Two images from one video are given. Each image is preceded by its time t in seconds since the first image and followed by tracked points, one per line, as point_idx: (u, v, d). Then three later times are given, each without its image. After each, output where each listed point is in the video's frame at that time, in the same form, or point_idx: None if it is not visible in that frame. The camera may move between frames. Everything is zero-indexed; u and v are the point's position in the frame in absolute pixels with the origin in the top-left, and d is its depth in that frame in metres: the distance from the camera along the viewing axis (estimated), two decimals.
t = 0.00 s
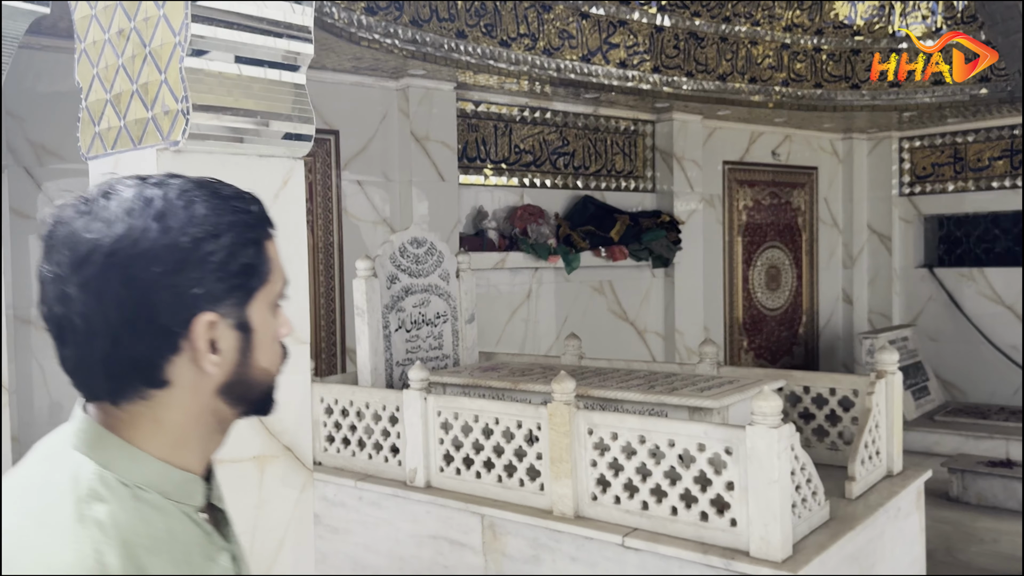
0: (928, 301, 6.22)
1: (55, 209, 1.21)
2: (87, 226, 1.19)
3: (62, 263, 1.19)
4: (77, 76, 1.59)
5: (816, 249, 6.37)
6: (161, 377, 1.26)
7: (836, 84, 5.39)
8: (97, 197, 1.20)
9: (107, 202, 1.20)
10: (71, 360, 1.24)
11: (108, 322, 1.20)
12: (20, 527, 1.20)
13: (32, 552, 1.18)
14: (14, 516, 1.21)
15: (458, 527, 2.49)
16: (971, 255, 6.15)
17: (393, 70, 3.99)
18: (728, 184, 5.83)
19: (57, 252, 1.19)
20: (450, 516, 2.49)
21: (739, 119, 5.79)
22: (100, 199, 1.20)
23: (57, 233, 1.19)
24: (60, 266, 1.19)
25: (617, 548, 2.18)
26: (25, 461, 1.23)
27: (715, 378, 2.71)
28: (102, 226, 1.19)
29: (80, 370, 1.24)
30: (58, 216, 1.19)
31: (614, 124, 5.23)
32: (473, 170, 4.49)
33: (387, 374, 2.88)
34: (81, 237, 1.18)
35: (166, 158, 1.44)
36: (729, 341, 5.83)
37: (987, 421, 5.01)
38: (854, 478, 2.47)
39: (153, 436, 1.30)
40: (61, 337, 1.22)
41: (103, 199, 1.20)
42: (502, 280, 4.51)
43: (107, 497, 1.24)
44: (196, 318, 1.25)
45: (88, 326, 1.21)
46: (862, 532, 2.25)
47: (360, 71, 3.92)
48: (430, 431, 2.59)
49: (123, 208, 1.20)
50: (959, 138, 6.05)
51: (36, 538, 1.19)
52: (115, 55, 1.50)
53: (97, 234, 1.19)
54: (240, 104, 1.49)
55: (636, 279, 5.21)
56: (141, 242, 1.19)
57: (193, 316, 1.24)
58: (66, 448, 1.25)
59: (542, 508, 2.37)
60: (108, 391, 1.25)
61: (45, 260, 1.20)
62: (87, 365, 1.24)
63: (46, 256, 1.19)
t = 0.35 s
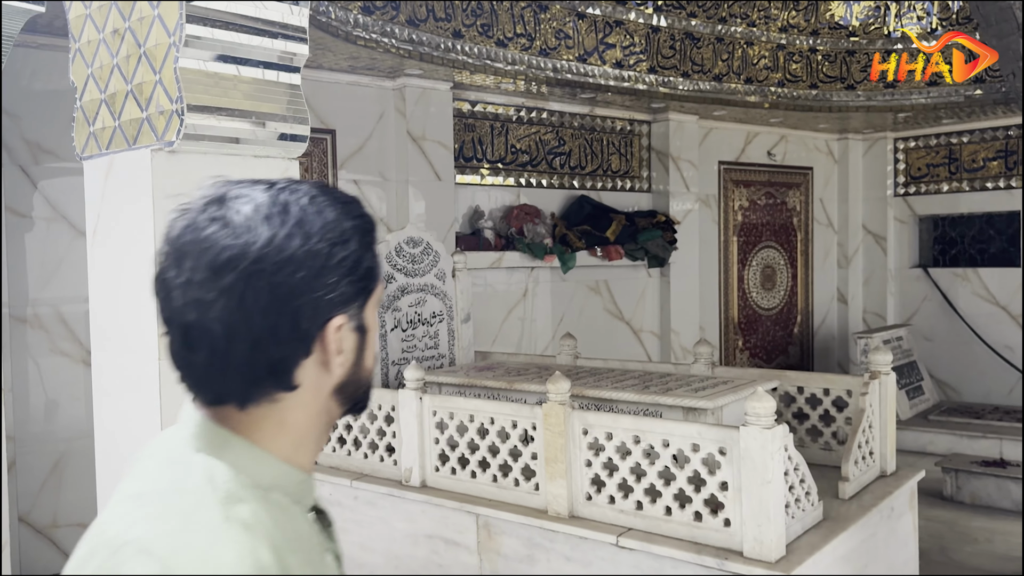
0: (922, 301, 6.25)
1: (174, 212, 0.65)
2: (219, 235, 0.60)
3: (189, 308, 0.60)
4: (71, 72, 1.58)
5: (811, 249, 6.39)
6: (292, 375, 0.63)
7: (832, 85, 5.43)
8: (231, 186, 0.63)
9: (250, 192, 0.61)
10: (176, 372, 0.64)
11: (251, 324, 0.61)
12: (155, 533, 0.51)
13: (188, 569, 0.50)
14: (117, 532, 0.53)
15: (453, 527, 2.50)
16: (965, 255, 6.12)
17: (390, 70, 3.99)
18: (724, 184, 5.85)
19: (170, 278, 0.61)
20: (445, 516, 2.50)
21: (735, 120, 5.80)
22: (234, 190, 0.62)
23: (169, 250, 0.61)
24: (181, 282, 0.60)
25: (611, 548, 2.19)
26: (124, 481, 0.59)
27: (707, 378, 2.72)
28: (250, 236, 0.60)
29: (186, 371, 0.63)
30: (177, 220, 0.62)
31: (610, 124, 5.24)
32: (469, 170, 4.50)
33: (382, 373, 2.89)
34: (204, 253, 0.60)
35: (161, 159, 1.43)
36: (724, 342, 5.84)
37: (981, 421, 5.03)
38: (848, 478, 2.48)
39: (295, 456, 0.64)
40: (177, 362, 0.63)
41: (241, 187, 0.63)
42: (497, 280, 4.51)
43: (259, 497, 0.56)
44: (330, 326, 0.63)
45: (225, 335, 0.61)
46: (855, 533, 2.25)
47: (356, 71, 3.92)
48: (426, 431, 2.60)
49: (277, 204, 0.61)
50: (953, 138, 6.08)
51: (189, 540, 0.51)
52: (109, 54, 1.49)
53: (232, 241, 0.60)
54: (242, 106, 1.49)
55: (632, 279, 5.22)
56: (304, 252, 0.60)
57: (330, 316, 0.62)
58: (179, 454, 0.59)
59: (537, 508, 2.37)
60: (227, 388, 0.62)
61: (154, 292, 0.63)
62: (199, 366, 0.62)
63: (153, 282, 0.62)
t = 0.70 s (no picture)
0: (913, 307, 6.27)
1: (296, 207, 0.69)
2: (353, 229, 0.64)
3: (325, 291, 0.64)
4: (66, 77, 1.60)
5: (803, 255, 6.41)
6: (404, 356, 0.66)
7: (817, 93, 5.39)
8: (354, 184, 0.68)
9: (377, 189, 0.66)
10: (292, 352, 0.68)
11: (380, 308, 0.64)
12: (320, 494, 0.56)
13: (361, 521, 0.55)
14: (282, 493, 0.57)
15: (446, 534, 2.50)
16: (956, 262, 6.18)
17: (383, 75, 3.99)
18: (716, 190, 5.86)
19: (308, 264, 0.65)
20: (438, 522, 2.50)
21: (726, 126, 5.82)
22: (360, 188, 0.67)
23: (305, 240, 0.65)
24: (319, 267, 0.64)
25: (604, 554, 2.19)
26: (256, 448, 0.63)
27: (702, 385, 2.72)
28: (379, 227, 0.64)
29: (304, 347, 0.67)
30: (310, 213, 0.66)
31: (603, 130, 5.25)
32: (462, 175, 4.50)
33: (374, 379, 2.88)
34: (341, 246, 0.64)
35: (156, 164, 1.42)
36: (716, 347, 5.85)
37: (971, 427, 5.05)
38: (841, 485, 2.48)
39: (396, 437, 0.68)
40: (296, 343, 0.67)
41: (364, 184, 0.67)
42: (490, 285, 4.51)
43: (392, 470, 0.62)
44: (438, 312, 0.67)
45: (357, 316, 0.64)
46: (847, 539, 2.26)
47: (349, 75, 3.92)
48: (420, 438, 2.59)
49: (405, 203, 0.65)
50: (944, 146, 6.12)
51: (353, 499, 0.56)
52: (104, 59, 1.51)
53: (366, 233, 0.64)
54: (236, 111, 1.48)
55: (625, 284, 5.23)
56: (428, 243, 0.65)
57: (441, 302, 0.66)
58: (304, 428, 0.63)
59: (531, 515, 2.37)
60: (348, 364, 0.66)
61: (284, 279, 0.66)
62: (319, 344, 0.66)
63: (283, 272, 0.67)
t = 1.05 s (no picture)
0: (901, 315, 6.31)
1: (414, 230, 0.58)
2: (513, 266, 0.54)
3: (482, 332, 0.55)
4: (60, 84, 1.61)
5: (792, 263, 6.44)
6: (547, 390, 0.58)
7: (813, 101, 5.47)
8: (488, 209, 0.58)
9: (523, 218, 0.57)
10: (423, 387, 0.57)
11: (539, 339, 0.56)
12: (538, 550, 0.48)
13: None
14: (489, 551, 0.48)
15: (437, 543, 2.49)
16: (944, 271, 6.20)
17: (376, 81, 3.99)
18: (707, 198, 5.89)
19: (461, 301, 0.54)
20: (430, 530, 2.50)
21: (717, 135, 5.85)
22: (500, 214, 0.58)
23: (450, 274, 0.55)
24: (480, 294, 0.54)
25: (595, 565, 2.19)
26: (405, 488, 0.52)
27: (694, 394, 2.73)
28: (542, 263, 0.55)
29: (440, 382, 0.56)
30: (448, 244, 0.55)
31: (595, 137, 5.26)
32: (455, 181, 4.50)
33: (365, 386, 2.87)
34: (500, 285, 0.54)
35: (150, 173, 1.41)
36: (706, 354, 5.87)
37: (959, 435, 5.08)
38: (830, 496, 2.50)
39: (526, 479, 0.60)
40: (431, 380, 0.56)
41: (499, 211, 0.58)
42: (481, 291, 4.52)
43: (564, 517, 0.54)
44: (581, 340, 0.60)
45: (516, 349, 0.55)
46: (837, 550, 2.27)
47: (342, 81, 3.92)
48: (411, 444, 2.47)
49: (557, 236, 0.57)
50: (932, 155, 6.17)
51: (564, 553, 0.48)
52: (99, 67, 1.52)
53: (523, 257, 0.55)
54: (233, 122, 1.48)
55: (616, 291, 5.24)
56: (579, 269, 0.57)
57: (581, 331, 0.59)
58: (466, 474, 0.52)
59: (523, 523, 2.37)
60: (497, 401, 0.56)
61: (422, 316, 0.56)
62: (463, 380, 0.56)
63: (419, 307, 0.56)
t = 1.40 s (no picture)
0: (891, 328, 6.31)
1: (579, 293, 0.55)
2: (719, 332, 0.53)
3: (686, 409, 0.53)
4: (43, 109, 1.67)
5: (782, 275, 6.45)
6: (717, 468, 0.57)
7: (805, 115, 5.54)
8: (661, 262, 0.55)
9: (706, 273, 0.55)
10: (599, 465, 0.54)
11: (726, 418, 0.55)
12: None
13: None
14: None
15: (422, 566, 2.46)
16: (933, 284, 6.16)
17: (366, 93, 3.97)
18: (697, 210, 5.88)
19: (665, 373, 0.52)
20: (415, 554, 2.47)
21: (708, 147, 5.85)
22: (681, 270, 0.55)
23: (657, 346, 0.52)
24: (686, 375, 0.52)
25: None
26: None
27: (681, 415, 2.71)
28: (740, 332, 0.54)
29: (623, 462, 0.54)
30: (641, 308, 0.52)
31: (585, 149, 5.25)
32: (444, 193, 4.47)
33: (352, 405, 2.82)
34: (707, 358, 0.52)
35: (134, 201, 1.46)
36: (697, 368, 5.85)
37: (946, 450, 5.09)
38: (816, 520, 2.48)
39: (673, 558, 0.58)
40: (616, 460, 0.54)
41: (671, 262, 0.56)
42: (470, 303, 4.49)
43: None
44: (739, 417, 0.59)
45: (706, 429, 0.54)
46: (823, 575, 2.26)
47: (331, 92, 3.90)
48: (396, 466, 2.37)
49: (741, 295, 0.56)
50: (922, 168, 6.19)
51: None
52: (82, 92, 1.57)
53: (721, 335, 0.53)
54: (223, 149, 1.53)
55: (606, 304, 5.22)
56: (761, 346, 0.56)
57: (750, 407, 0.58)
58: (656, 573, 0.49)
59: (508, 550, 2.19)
60: (675, 480, 0.55)
61: (618, 390, 0.52)
62: (649, 458, 0.53)
63: (605, 382, 0.53)
